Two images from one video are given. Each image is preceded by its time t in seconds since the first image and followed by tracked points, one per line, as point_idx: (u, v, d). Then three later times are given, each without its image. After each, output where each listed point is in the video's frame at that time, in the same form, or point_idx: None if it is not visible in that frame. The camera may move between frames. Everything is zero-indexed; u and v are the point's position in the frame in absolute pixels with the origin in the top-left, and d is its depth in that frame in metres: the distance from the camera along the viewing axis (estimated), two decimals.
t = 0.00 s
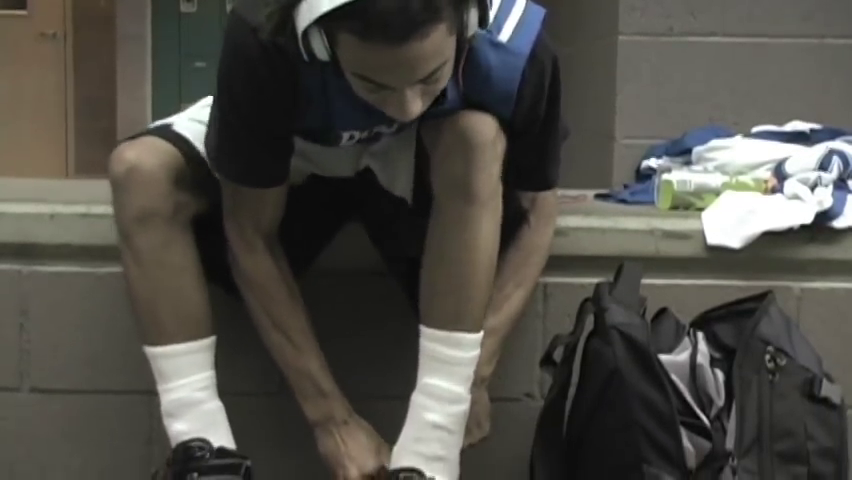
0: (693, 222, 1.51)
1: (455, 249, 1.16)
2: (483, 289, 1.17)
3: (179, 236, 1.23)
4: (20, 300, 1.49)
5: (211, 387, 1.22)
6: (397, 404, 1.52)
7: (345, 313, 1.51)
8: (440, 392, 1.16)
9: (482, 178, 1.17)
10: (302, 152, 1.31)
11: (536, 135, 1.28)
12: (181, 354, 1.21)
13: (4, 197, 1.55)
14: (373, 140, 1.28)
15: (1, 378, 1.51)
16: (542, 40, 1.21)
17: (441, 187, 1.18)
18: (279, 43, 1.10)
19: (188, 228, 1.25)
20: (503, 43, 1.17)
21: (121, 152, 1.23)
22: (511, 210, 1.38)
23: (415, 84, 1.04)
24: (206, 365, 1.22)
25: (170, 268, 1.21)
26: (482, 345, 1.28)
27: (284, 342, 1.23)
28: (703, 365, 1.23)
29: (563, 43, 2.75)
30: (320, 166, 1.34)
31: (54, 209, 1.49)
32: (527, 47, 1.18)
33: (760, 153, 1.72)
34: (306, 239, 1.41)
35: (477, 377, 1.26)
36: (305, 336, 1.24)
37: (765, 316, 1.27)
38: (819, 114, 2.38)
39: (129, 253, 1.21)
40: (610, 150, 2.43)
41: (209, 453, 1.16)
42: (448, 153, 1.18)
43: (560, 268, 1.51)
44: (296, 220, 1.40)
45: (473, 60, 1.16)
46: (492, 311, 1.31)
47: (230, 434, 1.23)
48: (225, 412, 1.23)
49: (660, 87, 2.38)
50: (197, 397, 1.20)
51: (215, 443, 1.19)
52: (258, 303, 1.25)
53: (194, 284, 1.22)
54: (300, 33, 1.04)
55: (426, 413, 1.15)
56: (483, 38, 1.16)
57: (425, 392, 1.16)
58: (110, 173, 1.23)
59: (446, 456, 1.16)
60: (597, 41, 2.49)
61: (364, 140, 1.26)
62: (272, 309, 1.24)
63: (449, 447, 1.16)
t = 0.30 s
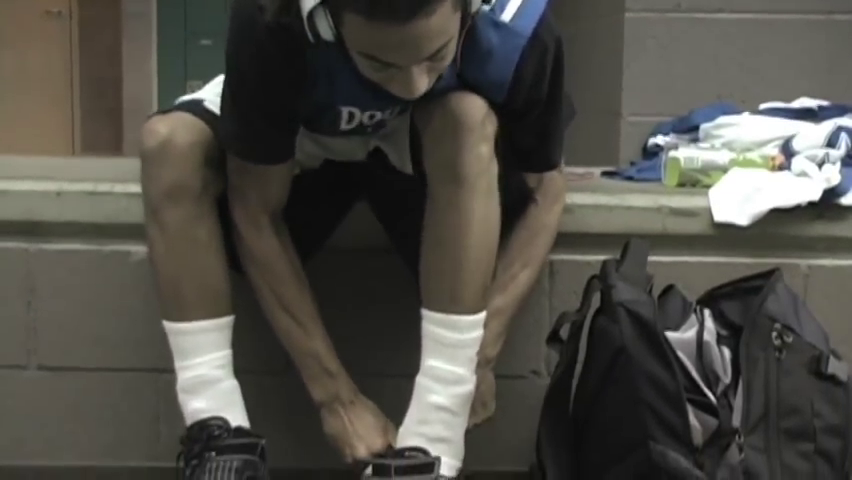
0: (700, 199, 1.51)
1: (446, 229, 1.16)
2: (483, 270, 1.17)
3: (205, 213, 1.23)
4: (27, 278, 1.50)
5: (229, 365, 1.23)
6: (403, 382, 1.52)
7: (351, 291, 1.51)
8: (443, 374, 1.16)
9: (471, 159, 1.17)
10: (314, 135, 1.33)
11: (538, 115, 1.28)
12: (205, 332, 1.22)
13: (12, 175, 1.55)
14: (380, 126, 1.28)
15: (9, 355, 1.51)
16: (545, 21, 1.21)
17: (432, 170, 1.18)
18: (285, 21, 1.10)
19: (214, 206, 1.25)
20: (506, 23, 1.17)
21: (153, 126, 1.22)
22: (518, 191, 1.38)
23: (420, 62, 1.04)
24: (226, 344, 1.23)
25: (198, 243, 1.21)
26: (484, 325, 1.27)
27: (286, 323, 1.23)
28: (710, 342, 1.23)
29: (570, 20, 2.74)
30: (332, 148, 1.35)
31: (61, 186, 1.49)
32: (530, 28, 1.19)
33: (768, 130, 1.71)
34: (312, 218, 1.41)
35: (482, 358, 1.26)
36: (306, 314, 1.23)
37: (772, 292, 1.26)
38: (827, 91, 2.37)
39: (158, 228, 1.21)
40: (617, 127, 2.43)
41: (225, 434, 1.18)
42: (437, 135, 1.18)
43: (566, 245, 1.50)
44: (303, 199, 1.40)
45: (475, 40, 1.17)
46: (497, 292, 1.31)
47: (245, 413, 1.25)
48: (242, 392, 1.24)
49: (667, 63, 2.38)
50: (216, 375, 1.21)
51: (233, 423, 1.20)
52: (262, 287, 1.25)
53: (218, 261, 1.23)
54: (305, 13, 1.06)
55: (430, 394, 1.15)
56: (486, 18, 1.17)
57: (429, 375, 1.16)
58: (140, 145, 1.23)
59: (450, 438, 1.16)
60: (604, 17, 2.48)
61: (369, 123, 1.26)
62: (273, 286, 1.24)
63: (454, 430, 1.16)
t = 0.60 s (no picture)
0: (695, 182, 1.51)
1: (445, 208, 1.17)
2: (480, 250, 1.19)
3: (201, 196, 1.23)
4: (22, 261, 1.49)
5: (223, 347, 1.23)
6: (398, 365, 1.52)
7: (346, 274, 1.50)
8: (439, 351, 1.16)
9: (470, 137, 1.19)
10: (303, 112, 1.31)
11: (516, 77, 1.28)
12: (201, 313, 1.22)
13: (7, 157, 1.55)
14: (361, 98, 1.28)
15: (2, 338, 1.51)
16: None
17: (431, 149, 1.20)
18: None
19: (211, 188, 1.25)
20: None
21: (148, 107, 1.22)
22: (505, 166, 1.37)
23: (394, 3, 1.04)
24: (220, 325, 1.23)
25: (196, 224, 1.22)
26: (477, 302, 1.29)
27: (275, 290, 1.23)
28: (704, 325, 1.23)
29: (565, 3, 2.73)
30: (316, 124, 1.33)
31: (55, 169, 1.49)
32: None
33: (763, 113, 1.71)
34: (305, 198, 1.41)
35: (472, 335, 1.27)
36: (295, 285, 1.23)
37: (767, 275, 1.26)
38: (823, 74, 2.37)
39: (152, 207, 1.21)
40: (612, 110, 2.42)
41: (222, 416, 1.18)
42: (438, 115, 1.20)
43: (562, 229, 1.50)
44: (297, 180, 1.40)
45: None
46: (489, 270, 1.32)
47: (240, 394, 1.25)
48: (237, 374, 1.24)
49: (663, 46, 2.38)
50: (211, 357, 1.21)
51: (228, 404, 1.20)
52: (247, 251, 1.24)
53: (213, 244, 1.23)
54: None
55: (425, 373, 1.16)
56: None
57: (426, 355, 1.16)
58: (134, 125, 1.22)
59: (445, 418, 1.16)
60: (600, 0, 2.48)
61: (349, 92, 1.25)
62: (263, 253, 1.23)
63: (450, 410, 1.16)
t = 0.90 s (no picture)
0: (696, 165, 1.51)
1: (437, 200, 1.15)
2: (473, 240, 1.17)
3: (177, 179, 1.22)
4: (21, 244, 1.49)
5: (211, 328, 1.22)
6: (398, 348, 1.52)
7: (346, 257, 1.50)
8: (434, 341, 1.15)
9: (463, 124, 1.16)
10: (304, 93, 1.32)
11: (523, 63, 1.28)
12: (183, 296, 1.21)
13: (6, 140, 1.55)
14: (361, 82, 1.29)
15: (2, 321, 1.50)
16: None
17: (422, 136, 1.18)
18: None
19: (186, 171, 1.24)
20: None
21: (119, 95, 1.22)
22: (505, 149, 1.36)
23: None
24: (204, 306, 1.22)
25: (174, 209, 1.21)
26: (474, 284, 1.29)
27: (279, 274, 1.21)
28: (704, 308, 1.23)
29: None
30: (321, 102, 1.34)
31: (54, 152, 1.49)
32: None
33: (765, 95, 1.71)
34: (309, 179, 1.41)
35: (472, 320, 1.27)
36: (304, 272, 1.21)
37: (768, 258, 1.26)
38: (823, 56, 2.38)
39: (131, 195, 1.21)
40: (613, 93, 2.42)
41: (211, 397, 1.18)
42: (429, 103, 1.18)
43: (562, 212, 1.50)
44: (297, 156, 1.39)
45: None
46: (484, 253, 1.31)
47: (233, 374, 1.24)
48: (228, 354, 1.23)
49: (663, 29, 2.37)
50: (197, 339, 1.20)
51: (218, 384, 1.20)
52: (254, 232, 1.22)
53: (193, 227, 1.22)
54: None
55: (420, 362, 1.15)
56: None
57: (421, 343, 1.15)
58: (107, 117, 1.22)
59: (441, 405, 1.15)
60: None
61: (347, 74, 1.26)
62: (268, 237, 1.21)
63: (446, 399, 1.15)
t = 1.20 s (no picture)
0: (697, 143, 1.50)
1: (445, 197, 1.22)
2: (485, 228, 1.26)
3: (213, 156, 1.27)
4: (21, 222, 1.49)
5: (230, 310, 1.26)
6: (398, 326, 1.52)
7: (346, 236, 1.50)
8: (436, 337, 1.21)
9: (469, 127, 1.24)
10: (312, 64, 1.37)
11: (521, 22, 1.33)
12: (213, 273, 1.26)
13: (7, 119, 1.55)
14: (362, 52, 1.36)
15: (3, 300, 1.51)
16: None
17: (431, 137, 1.25)
18: None
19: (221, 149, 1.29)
20: None
21: (163, 69, 1.26)
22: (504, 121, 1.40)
23: None
24: (227, 287, 1.26)
25: (208, 185, 1.26)
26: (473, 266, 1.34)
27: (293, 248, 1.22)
28: (705, 287, 1.23)
29: None
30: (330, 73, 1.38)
31: (55, 130, 1.49)
32: None
33: (767, 74, 1.70)
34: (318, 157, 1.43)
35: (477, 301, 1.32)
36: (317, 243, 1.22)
37: (768, 237, 1.26)
38: (825, 35, 2.38)
39: (164, 169, 1.25)
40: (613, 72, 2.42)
41: (228, 379, 1.21)
42: (439, 104, 1.25)
43: (563, 190, 1.50)
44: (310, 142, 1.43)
45: None
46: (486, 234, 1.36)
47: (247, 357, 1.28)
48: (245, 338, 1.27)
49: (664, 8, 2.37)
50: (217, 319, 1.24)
51: (234, 368, 1.23)
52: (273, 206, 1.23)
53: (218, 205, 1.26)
54: None
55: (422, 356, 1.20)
56: None
57: (423, 339, 1.21)
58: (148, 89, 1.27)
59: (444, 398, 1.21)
60: None
61: (349, 34, 1.32)
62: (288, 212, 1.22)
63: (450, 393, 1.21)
